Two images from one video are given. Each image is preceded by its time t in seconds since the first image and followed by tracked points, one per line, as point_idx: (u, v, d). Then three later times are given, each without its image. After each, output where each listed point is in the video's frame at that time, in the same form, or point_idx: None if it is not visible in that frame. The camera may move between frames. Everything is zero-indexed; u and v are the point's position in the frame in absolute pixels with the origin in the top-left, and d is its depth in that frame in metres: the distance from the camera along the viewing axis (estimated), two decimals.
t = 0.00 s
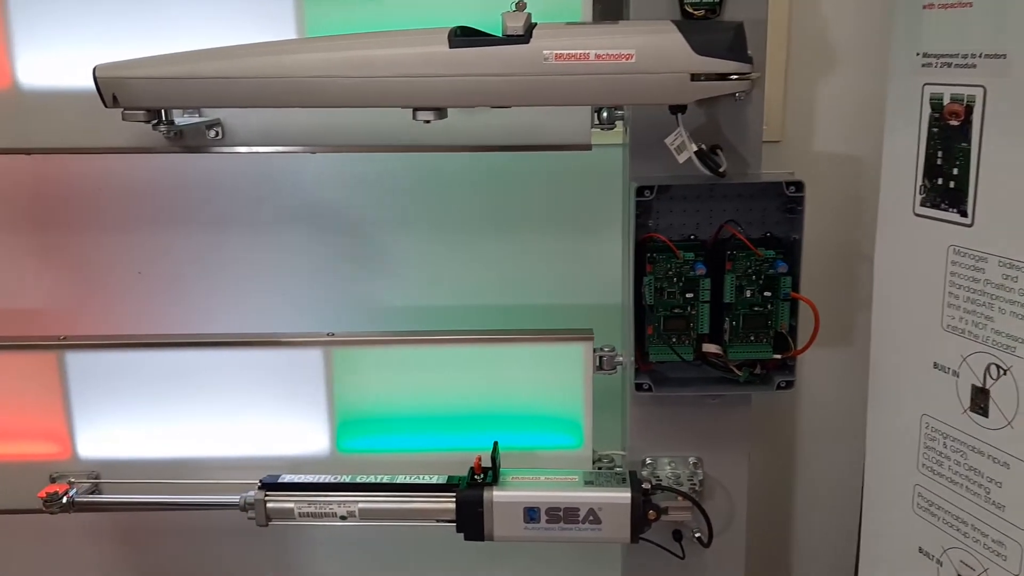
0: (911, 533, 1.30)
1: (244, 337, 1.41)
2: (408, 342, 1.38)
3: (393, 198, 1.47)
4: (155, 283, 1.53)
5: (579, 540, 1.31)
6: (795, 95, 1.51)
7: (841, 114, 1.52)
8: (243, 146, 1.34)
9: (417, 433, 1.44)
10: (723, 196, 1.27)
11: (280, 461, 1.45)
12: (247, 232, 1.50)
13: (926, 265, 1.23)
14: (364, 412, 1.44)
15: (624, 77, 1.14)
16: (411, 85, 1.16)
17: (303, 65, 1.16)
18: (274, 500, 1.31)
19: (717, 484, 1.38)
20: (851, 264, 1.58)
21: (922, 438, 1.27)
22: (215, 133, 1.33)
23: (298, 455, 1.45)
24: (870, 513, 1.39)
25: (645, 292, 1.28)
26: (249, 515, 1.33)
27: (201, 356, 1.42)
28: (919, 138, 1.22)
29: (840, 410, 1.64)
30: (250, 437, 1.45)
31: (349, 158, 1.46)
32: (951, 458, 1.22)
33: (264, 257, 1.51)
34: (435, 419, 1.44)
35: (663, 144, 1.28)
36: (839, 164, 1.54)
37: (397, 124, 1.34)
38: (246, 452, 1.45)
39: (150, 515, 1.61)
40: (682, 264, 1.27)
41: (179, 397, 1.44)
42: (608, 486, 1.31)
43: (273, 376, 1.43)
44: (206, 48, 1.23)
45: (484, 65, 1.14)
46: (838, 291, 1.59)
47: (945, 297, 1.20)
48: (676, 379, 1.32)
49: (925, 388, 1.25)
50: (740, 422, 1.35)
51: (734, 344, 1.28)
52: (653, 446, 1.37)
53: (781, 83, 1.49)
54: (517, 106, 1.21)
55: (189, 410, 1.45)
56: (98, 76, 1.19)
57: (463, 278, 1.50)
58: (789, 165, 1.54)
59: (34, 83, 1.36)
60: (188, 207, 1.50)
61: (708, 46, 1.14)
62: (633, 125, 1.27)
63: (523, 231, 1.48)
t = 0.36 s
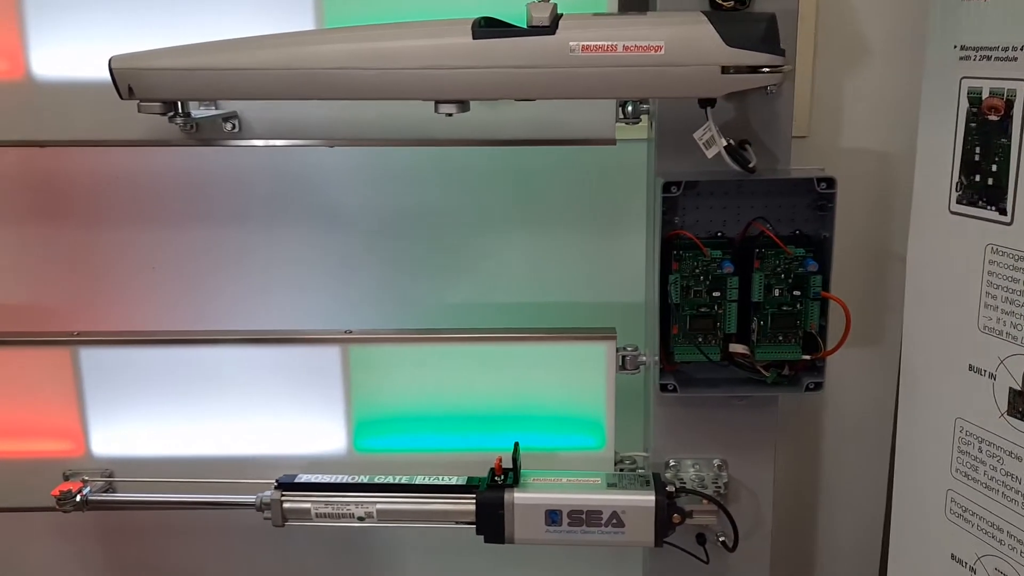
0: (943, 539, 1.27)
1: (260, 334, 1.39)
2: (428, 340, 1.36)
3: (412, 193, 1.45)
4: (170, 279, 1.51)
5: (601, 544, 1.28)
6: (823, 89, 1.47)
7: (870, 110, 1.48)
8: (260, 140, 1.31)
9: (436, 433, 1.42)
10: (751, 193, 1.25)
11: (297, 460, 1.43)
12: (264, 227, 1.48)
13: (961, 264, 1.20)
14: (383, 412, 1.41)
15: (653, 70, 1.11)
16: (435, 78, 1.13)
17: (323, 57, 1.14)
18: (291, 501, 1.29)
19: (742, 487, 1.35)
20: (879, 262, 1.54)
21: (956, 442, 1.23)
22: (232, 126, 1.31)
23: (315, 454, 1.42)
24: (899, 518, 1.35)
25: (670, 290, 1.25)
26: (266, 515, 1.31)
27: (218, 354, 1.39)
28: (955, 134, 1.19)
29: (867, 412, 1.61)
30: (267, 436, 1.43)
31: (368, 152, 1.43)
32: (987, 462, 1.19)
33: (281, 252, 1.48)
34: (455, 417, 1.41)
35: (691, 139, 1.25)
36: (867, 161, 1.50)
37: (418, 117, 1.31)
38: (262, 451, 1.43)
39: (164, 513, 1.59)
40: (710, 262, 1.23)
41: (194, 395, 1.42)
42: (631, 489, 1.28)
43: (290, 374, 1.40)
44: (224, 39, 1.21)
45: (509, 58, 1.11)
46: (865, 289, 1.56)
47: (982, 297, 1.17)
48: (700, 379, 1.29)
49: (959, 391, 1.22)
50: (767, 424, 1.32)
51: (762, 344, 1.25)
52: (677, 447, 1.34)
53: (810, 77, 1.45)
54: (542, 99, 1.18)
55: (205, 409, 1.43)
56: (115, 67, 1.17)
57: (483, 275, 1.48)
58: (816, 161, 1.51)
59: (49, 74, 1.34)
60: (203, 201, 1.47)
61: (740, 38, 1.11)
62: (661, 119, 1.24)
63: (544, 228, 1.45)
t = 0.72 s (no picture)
0: (969, 538, 1.24)
1: (267, 326, 1.36)
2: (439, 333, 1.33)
3: (422, 182, 1.41)
4: (174, 269, 1.47)
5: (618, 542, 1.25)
6: (845, 76, 1.43)
7: (896, 97, 1.44)
8: (267, 126, 1.27)
9: (446, 428, 1.38)
10: (774, 181, 1.21)
11: (304, 456, 1.39)
12: (269, 216, 1.44)
13: (991, 255, 1.16)
14: (392, 406, 1.38)
15: (676, 53, 1.07)
16: (449, 62, 1.09)
17: (333, 39, 1.10)
18: (299, 497, 1.25)
19: (761, 485, 1.32)
20: (901, 255, 1.50)
21: (984, 439, 1.20)
22: (239, 112, 1.27)
23: (323, 449, 1.39)
24: (923, 517, 1.32)
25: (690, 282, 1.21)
26: (272, 512, 1.28)
27: (224, 347, 1.36)
28: (986, 120, 1.15)
29: (886, 408, 1.57)
30: (274, 431, 1.39)
31: (377, 140, 1.39)
32: (1017, 460, 1.15)
33: (287, 242, 1.45)
34: (466, 412, 1.38)
35: (711, 126, 1.21)
36: (890, 150, 1.46)
37: (431, 103, 1.27)
38: (269, 447, 1.40)
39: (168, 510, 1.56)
40: (731, 253, 1.19)
41: (198, 389, 1.38)
42: (649, 486, 1.25)
43: (297, 367, 1.37)
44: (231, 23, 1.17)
45: (526, 41, 1.07)
46: (886, 283, 1.52)
47: (1013, 289, 1.13)
48: (720, 374, 1.25)
49: (988, 387, 1.18)
50: (788, 420, 1.29)
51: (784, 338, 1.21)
52: (695, 443, 1.30)
53: (832, 63, 1.41)
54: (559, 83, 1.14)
55: (210, 403, 1.39)
56: (117, 50, 1.13)
57: (496, 266, 1.44)
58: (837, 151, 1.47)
59: (50, 60, 1.30)
60: (207, 189, 1.44)
61: (765, 19, 1.06)
62: (680, 104, 1.20)
63: (559, 217, 1.41)
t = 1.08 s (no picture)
0: (1003, 537, 1.18)
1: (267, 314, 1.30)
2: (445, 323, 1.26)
3: (425, 161, 1.32)
4: (153, 255, 1.36)
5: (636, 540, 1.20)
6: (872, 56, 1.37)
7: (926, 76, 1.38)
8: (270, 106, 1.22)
9: (456, 419, 1.34)
10: (799, 162, 1.15)
11: (307, 450, 1.34)
12: (259, 197, 1.34)
13: None
14: (401, 397, 1.33)
15: (701, 26, 1.01)
16: (460, 35, 1.03)
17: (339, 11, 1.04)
18: (303, 492, 1.21)
19: (784, 480, 1.27)
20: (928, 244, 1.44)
21: (1020, 433, 1.14)
22: (240, 92, 1.21)
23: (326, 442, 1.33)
24: (953, 515, 1.26)
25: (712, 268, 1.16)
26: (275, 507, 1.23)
27: (226, 335, 1.31)
28: None
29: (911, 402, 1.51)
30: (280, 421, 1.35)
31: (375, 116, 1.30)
32: None
33: (279, 226, 1.35)
34: (476, 403, 1.33)
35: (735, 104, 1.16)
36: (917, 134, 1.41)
37: (442, 81, 1.22)
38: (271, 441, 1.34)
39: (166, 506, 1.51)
40: (755, 238, 1.14)
41: (198, 377, 1.33)
42: (667, 481, 1.20)
43: (300, 356, 1.32)
44: None
45: (543, 12, 1.01)
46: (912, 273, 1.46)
47: None
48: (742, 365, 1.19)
49: None
50: (812, 412, 1.23)
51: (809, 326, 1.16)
52: (715, 437, 1.25)
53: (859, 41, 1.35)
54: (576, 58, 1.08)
55: (212, 392, 1.34)
56: (116, 25, 1.06)
57: (509, 255, 1.35)
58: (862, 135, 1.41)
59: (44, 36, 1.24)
60: (190, 169, 1.33)
61: None
62: (702, 83, 1.16)
63: (576, 203, 1.32)
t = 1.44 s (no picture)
0: None
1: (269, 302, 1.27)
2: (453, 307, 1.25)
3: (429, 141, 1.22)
4: (141, 243, 1.28)
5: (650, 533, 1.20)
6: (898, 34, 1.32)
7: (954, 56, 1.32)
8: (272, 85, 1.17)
9: (465, 412, 1.29)
10: (828, 141, 1.08)
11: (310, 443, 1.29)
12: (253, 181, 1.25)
13: None
14: (407, 389, 1.29)
15: None
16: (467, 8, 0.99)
17: None
18: (311, 486, 1.21)
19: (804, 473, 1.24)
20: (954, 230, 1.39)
21: None
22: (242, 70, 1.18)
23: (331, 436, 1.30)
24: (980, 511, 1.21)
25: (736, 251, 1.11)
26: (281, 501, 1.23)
27: (229, 323, 1.29)
28: None
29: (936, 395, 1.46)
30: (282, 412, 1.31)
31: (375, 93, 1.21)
32: None
33: (275, 212, 1.26)
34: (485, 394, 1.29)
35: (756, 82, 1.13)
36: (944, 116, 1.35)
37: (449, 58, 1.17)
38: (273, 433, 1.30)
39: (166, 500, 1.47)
40: (780, 220, 1.10)
41: (199, 368, 1.30)
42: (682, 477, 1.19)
43: (303, 346, 1.28)
44: None
45: None
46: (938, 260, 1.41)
47: None
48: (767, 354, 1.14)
49: None
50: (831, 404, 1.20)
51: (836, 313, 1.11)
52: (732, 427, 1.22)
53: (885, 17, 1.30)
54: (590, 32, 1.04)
55: (211, 383, 1.30)
56: None
57: (519, 242, 1.25)
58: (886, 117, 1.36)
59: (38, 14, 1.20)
60: (181, 152, 1.25)
61: None
62: (726, 59, 1.14)
63: (592, 186, 1.22)
